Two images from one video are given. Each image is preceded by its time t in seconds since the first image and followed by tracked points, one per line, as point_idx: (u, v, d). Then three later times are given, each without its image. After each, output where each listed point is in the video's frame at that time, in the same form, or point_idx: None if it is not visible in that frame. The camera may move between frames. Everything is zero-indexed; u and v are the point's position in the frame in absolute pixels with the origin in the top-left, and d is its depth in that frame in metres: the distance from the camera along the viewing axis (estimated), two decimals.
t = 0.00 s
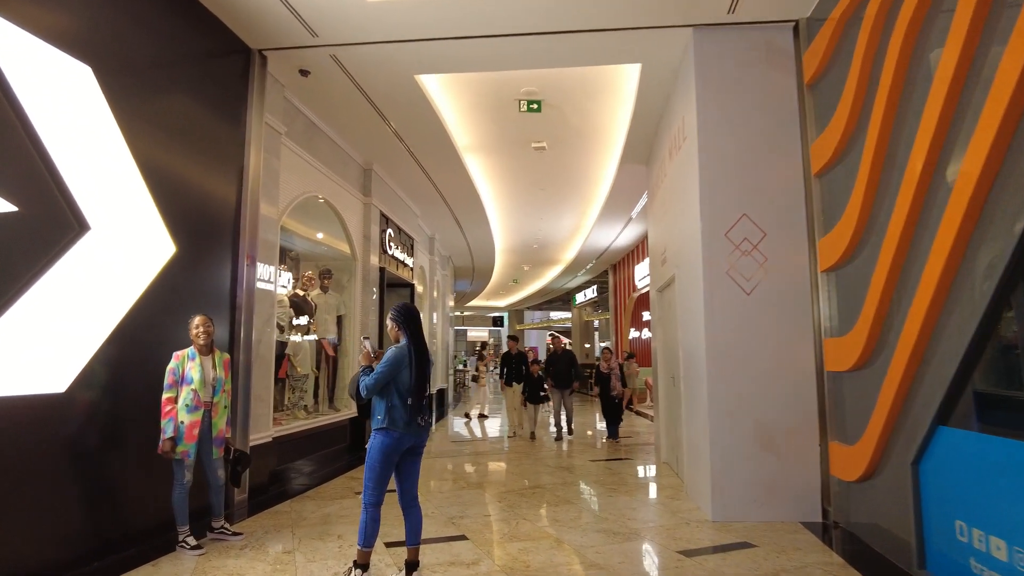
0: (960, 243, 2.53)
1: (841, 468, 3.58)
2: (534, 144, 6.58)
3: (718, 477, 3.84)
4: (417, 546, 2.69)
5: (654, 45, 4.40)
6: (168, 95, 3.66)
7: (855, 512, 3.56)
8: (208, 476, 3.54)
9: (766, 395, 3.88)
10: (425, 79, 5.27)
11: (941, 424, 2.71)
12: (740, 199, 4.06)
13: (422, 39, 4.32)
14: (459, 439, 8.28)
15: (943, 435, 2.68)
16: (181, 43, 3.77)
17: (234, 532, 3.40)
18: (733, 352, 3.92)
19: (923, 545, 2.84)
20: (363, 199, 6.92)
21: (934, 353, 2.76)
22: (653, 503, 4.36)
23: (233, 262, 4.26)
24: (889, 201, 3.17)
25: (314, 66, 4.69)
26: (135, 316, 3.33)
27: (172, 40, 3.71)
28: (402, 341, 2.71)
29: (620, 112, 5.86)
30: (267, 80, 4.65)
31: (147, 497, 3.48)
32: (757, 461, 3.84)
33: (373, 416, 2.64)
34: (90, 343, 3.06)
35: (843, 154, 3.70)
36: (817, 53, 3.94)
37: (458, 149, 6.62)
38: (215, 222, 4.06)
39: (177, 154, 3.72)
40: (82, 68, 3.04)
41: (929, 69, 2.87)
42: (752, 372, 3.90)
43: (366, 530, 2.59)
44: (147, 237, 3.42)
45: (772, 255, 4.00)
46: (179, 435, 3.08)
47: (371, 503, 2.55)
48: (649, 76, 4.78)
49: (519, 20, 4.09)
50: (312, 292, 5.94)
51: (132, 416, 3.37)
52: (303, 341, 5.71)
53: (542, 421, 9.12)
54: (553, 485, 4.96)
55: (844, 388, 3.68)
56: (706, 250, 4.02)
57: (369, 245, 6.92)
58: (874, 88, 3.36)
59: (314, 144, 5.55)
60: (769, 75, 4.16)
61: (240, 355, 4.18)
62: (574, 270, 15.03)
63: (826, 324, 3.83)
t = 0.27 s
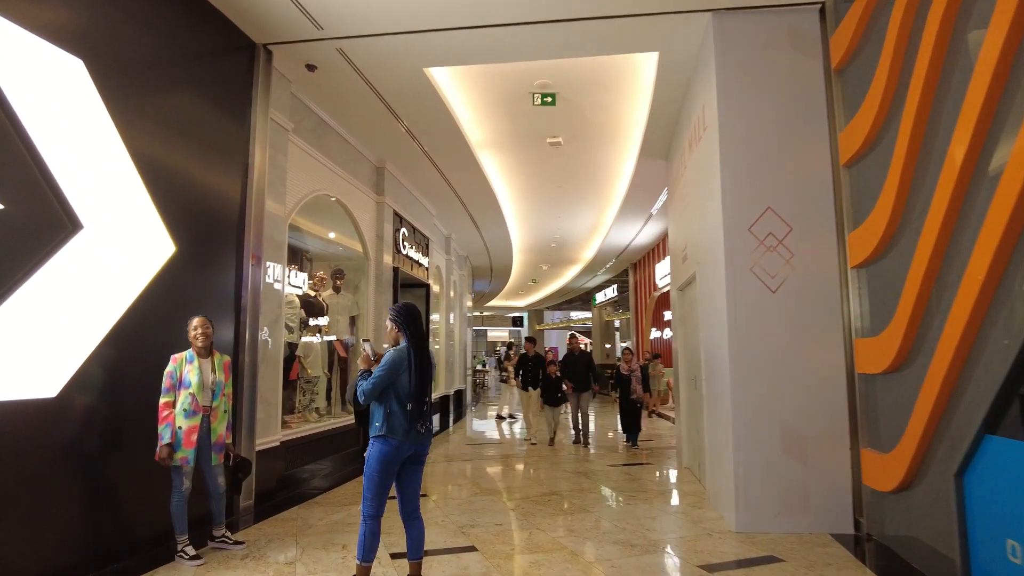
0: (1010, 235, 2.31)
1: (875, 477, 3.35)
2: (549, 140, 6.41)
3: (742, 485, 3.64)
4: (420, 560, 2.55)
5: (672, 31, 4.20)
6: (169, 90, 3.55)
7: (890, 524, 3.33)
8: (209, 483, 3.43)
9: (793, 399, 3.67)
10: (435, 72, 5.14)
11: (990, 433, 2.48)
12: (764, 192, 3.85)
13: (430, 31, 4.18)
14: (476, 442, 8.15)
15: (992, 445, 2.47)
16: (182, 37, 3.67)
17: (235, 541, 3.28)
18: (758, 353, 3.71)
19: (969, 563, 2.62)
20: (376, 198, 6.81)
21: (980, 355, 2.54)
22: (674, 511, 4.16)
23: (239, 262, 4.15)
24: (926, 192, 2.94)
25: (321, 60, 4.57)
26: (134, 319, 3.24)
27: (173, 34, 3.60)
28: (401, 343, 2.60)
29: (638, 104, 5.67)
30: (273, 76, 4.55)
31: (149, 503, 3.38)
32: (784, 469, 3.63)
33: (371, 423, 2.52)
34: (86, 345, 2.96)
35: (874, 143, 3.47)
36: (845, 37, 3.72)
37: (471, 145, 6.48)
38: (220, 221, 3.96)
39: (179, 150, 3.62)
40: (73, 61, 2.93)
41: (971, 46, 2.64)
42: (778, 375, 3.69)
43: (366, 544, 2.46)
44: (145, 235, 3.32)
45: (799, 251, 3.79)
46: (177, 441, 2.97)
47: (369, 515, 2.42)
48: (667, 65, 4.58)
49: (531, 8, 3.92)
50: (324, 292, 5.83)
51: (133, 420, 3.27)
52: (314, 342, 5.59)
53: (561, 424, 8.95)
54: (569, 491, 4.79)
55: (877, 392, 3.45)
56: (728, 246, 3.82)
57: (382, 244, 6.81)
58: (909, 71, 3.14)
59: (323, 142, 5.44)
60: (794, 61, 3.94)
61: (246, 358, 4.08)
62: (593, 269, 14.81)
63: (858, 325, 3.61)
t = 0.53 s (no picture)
0: None
1: (923, 486, 3.10)
2: (571, 132, 6.21)
3: (778, 493, 3.41)
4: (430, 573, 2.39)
5: (698, 12, 3.98)
6: (176, 82, 3.45)
7: (941, 537, 3.08)
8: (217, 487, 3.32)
9: (831, 402, 3.43)
10: (451, 62, 4.99)
11: None
12: (799, 180, 3.61)
13: (444, 17, 4.02)
14: (499, 443, 7.99)
15: None
16: (189, 28, 3.56)
17: (243, 547, 3.16)
18: (793, 352, 3.48)
19: None
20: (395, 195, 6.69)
21: None
22: (704, 519, 3.94)
23: (251, 260, 4.04)
24: (981, 175, 2.69)
25: (334, 51, 4.45)
26: (140, 318, 3.14)
27: (180, 24, 3.50)
28: (409, 340, 2.45)
29: (664, 92, 5.45)
30: (285, 68, 4.44)
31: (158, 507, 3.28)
32: (822, 476, 3.39)
33: (377, 427, 2.37)
34: (87, 344, 2.86)
35: (920, 124, 3.21)
36: (886, 12, 3.46)
37: (491, 139, 6.32)
38: (230, 217, 3.85)
39: (187, 144, 3.52)
40: (72, 51, 2.84)
41: None
42: (816, 374, 3.45)
43: (372, 557, 2.30)
44: (149, 230, 3.22)
45: (838, 242, 3.54)
46: (180, 444, 2.85)
47: (375, 525, 2.27)
48: (693, 48, 4.36)
49: None
50: (343, 290, 5.72)
51: (139, 422, 3.17)
52: (332, 341, 5.47)
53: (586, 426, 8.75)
54: (593, 496, 4.59)
55: (925, 393, 3.19)
56: (761, 238, 3.59)
57: (401, 242, 6.68)
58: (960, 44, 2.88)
59: (339, 137, 5.33)
60: (830, 39, 3.68)
61: (257, 357, 3.97)
62: (619, 267, 14.56)
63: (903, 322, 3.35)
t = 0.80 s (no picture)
0: None
1: (972, 495, 2.87)
2: (591, 125, 6.03)
3: (811, 500, 3.20)
4: None
5: None
6: (180, 71, 3.34)
7: (993, 551, 2.85)
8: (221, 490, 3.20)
9: (868, 404, 3.21)
10: (466, 52, 4.84)
11: None
12: (833, 167, 3.39)
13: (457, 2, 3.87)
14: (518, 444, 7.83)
15: None
16: (194, 16, 3.45)
17: (248, 553, 3.04)
18: (827, 350, 3.27)
19: None
20: (410, 191, 6.56)
21: None
22: (732, 527, 3.74)
23: (259, 256, 3.93)
24: None
25: (344, 41, 4.32)
26: (142, 315, 3.04)
27: (184, 11, 3.39)
28: (414, 337, 2.29)
29: (687, 80, 5.24)
30: (294, 59, 4.33)
31: (161, 510, 3.18)
32: (859, 483, 3.17)
33: (380, 430, 2.22)
34: (86, 341, 2.76)
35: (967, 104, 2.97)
36: None
37: (508, 133, 6.17)
38: (237, 211, 3.74)
39: (192, 135, 3.41)
40: (68, 37, 2.72)
41: None
42: (852, 375, 3.23)
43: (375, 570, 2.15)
44: (151, 226, 3.12)
45: (875, 232, 3.31)
46: (179, 445, 2.74)
47: (377, 535, 2.11)
48: (718, 32, 4.15)
49: None
50: (357, 288, 5.59)
51: (142, 422, 3.07)
52: (346, 340, 5.34)
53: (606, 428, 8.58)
54: (615, 502, 4.40)
55: (973, 394, 2.96)
56: (792, 229, 3.38)
57: (417, 239, 6.55)
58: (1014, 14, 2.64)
59: (351, 130, 5.21)
60: (866, 17, 3.45)
61: (265, 356, 3.86)
62: (641, 266, 14.32)
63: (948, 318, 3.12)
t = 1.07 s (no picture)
0: None
1: None
2: (611, 117, 5.83)
3: (848, 514, 2.98)
4: None
5: None
6: (184, 62, 3.22)
7: None
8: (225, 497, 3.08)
9: (911, 411, 2.97)
10: (480, 42, 4.67)
11: None
12: (870, 156, 3.16)
13: None
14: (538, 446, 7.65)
15: None
16: (197, 5, 3.33)
17: (251, 564, 2.91)
18: (865, 353, 3.04)
19: None
20: (426, 188, 6.41)
21: None
22: (761, 541, 3.52)
23: (266, 254, 3.81)
24: None
25: (354, 32, 4.19)
26: (141, 316, 2.92)
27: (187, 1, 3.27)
28: (418, 339, 2.13)
29: (713, 69, 5.01)
30: (303, 52, 4.20)
31: (164, 517, 3.07)
32: (901, 495, 2.94)
33: (380, 439, 2.06)
34: (84, 340, 2.66)
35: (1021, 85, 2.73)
36: None
37: (526, 128, 5.99)
38: (242, 208, 3.62)
39: (195, 130, 3.29)
40: (64, 27, 2.61)
41: None
42: (893, 379, 3.00)
43: None
44: (151, 225, 3.00)
45: (918, 226, 3.07)
46: (177, 452, 2.62)
47: (378, 553, 1.96)
48: (745, 16, 3.93)
49: None
50: (373, 288, 5.46)
51: (143, 427, 2.95)
52: (360, 341, 5.19)
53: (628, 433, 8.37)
54: (637, 511, 4.20)
55: None
56: (826, 223, 3.15)
57: (433, 238, 6.40)
58: None
59: (364, 126, 5.08)
60: None
61: (273, 357, 3.74)
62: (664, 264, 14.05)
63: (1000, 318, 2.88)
